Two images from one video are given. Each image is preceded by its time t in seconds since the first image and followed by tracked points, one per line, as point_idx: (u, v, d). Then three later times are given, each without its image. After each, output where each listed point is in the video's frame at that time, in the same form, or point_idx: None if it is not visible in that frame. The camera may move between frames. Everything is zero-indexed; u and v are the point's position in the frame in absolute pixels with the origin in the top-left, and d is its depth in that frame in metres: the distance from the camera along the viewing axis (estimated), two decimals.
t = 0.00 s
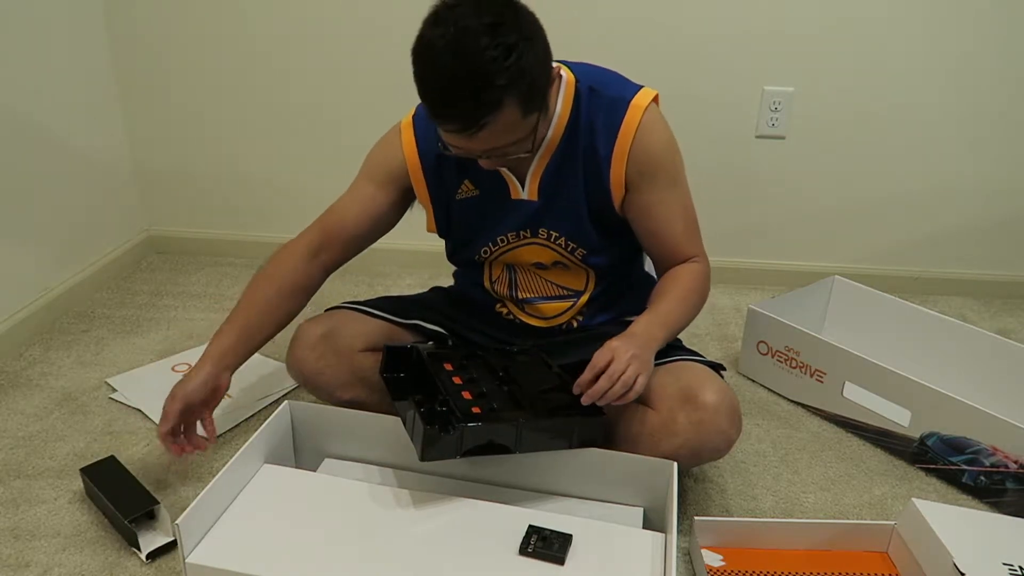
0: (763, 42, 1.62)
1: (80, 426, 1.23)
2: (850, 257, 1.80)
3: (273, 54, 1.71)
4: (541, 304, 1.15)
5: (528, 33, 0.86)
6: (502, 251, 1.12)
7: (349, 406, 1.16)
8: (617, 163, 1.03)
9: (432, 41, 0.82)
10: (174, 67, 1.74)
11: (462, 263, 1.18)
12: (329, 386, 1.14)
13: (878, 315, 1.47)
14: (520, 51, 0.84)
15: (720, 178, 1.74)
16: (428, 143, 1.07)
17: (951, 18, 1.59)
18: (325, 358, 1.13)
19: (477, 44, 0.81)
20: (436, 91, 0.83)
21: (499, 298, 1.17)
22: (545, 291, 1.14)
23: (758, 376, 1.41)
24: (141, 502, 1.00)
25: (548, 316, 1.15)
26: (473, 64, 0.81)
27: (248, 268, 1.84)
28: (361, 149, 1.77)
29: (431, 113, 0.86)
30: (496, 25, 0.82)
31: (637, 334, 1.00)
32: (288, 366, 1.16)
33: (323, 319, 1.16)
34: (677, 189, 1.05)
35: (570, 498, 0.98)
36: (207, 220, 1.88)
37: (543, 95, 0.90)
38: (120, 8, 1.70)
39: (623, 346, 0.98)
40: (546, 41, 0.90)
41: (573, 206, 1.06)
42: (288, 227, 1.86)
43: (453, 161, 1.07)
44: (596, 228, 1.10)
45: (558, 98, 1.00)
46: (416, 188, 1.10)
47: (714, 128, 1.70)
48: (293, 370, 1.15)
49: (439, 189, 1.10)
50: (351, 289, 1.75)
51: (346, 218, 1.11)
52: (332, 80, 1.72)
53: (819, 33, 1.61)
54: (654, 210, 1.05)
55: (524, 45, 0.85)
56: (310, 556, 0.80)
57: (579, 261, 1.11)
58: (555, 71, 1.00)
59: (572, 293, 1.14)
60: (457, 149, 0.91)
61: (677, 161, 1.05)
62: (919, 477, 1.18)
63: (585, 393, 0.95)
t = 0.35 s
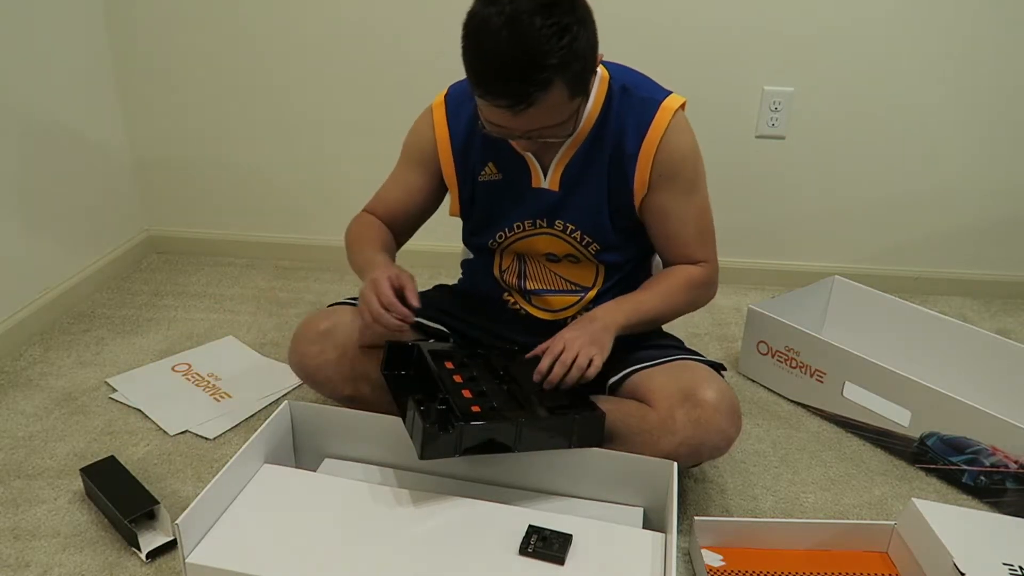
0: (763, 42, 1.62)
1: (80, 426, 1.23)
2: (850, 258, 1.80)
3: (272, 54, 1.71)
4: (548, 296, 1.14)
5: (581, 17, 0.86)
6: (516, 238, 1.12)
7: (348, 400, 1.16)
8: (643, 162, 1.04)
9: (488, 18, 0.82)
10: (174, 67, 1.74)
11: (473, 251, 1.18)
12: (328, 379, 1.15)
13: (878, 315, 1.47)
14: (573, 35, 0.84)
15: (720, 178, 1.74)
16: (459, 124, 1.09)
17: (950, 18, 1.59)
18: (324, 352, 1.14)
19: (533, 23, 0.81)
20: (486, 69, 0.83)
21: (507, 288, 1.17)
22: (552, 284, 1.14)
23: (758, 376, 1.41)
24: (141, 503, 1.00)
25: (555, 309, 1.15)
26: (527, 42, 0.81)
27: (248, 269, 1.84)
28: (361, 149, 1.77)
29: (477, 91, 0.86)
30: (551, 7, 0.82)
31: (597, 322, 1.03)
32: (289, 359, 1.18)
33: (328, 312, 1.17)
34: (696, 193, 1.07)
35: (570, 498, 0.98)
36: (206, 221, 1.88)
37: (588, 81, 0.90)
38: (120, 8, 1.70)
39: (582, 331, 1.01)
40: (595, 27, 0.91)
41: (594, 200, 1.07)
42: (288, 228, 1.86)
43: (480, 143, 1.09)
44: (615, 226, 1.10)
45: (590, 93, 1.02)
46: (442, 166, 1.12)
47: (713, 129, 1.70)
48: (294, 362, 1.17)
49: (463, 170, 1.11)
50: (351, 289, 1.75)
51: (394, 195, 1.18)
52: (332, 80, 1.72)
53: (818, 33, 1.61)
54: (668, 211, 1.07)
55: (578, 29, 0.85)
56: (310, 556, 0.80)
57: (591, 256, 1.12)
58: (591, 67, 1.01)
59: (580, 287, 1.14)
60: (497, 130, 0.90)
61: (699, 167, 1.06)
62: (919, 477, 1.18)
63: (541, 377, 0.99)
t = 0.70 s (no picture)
0: (763, 42, 1.62)
1: (80, 426, 1.23)
2: (850, 257, 1.80)
3: (272, 54, 1.71)
4: (552, 291, 1.15)
5: (618, 16, 0.85)
6: (523, 231, 1.12)
7: (349, 401, 1.16)
8: (653, 160, 1.05)
9: (527, 12, 0.81)
10: (174, 67, 1.74)
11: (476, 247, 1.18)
12: (330, 380, 1.14)
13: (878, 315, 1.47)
14: (609, 34, 0.84)
15: (719, 178, 1.74)
16: (475, 114, 1.08)
17: (951, 17, 1.59)
18: (325, 352, 1.13)
19: (571, 22, 0.80)
20: (521, 63, 0.82)
21: (510, 281, 1.17)
22: (556, 279, 1.14)
23: (758, 376, 1.41)
24: (141, 503, 1.00)
25: (558, 304, 1.15)
26: (564, 41, 0.80)
27: (248, 269, 1.84)
28: (362, 149, 1.77)
29: (508, 84, 0.85)
30: (590, 5, 0.81)
31: (592, 320, 1.04)
32: (289, 358, 1.17)
33: (331, 313, 1.16)
34: (695, 202, 1.08)
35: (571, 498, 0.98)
36: (206, 221, 1.88)
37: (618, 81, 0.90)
38: (120, 8, 1.70)
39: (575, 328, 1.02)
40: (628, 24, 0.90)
41: (605, 197, 1.07)
42: (288, 228, 1.86)
43: (495, 135, 1.08)
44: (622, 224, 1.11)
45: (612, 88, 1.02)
46: (458, 156, 1.11)
47: (713, 129, 1.70)
48: (296, 362, 1.16)
49: (476, 162, 1.10)
50: (351, 289, 1.75)
51: (424, 205, 1.16)
52: (332, 80, 1.72)
53: (819, 33, 1.61)
54: (665, 213, 1.08)
55: (614, 27, 0.84)
56: (310, 557, 0.80)
57: (597, 253, 1.12)
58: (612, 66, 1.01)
59: (584, 284, 1.14)
60: (525, 123, 0.90)
61: (704, 175, 1.07)
62: (918, 477, 1.18)
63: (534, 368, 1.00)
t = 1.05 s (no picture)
0: (763, 42, 1.62)
1: (80, 426, 1.23)
2: (850, 257, 1.80)
3: (273, 54, 1.71)
4: (553, 291, 1.15)
5: (623, 23, 0.85)
6: (525, 232, 1.12)
7: (349, 400, 1.17)
8: (658, 161, 1.05)
9: (533, 23, 0.81)
10: (174, 68, 1.74)
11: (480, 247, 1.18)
12: (330, 380, 1.14)
13: (879, 315, 1.47)
14: (615, 42, 0.83)
15: (719, 178, 1.74)
16: (478, 113, 1.09)
17: (951, 18, 1.59)
18: (326, 353, 1.13)
19: (576, 31, 0.80)
20: (528, 75, 0.82)
21: (511, 282, 1.17)
22: (557, 279, 1.14)
23: (758, 376, 1.41)
24: (141, 503, 1.00)
25: (559, 305, 1.15)
26: (570, 50, 0.80)
27: (248, 269, 1.84)
28: (362, 149, 1.77)
29: (515, 94, 0.85)
30: (595, 14, 0.81)
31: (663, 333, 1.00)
32: (289, 358, 1.17)
33: (331, 313, 1.16)
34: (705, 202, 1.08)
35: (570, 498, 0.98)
36: (207, 221, 1.88)
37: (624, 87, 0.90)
38: (120, 8, 1.70)
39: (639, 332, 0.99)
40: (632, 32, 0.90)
41: (608, 199, 1.07)
42: (288, 228, 1.86)
43: (498, 135, 1.08)
44: (625, 226, 1.11)
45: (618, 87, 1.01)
46: (460, 155, 1.11)
47: (713, 128, 1.70)
48: (295, 361, 1.16)
49: (479, 161, 1.10)
50: (351, 289, 1.75)
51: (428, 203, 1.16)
52: (332, 80, 1.72)
53: (819, 33, 1.61)
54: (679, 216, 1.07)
55: (620, 35, 0.84)
56: (311, 557, 0.80)
57: (598, 253, 1.12)
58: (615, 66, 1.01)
59: (584, 284, 1.14)
60: (532, 132, 0.90)
61: (710, 174, 1.07)
62: (919, 477, 1.18)
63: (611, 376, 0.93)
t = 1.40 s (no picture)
0: (763, 42, 1.62)
1: (80, 426, 1.23)
2: (850, 257, 1.80)
3: (273, 54, 1.71)
4: (554, 295, 1.15)
5: (637, 25, 0.85)
6: (527, 235, 1.12)
7: (348, 400, 1.17)
8: (665, 167, 1.04)
9: (549, 26, 0.80)
10: (174, 68, 1.74)
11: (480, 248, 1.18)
12: (330, 381, 1.15)
13: (879, 315, 1.47)
14: (631, 45, 0.83)
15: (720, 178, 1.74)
16: (481, 117, 1.08)
17: (951, 18, 1.59)
18: (325, 354, 1.13)
19: (593, 34, 0.80)
20: (543, 79, 0.82)
21: (511, 285, 1.17)
22: (558, 282, 1.14)
23: (758, 376, 1.41)
24: (141, 503, 1.00)
25: (560, 308, 1.15)
26: (587, 53, 0.80)
27: (248, 269, 1.84)
28: (362, 149, 1.77)
29: (529, 99, 0.85)
30: (610, 17, 0.81)
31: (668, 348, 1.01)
32: (290, 358, 1.17)
33: (330, 314, 1.16)
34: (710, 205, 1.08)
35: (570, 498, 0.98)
36: (207, 221, 1.88)
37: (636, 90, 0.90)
38: (120, 8, 1.70)
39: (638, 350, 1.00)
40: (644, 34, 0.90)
41: (612, 204, 1.07)
42: (288, 227, 1.86)
43: (501, 138, 1.08)
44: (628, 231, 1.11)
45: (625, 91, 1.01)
46: (461, 158, 1.11)
47: (713, 128, 1.70)
48: (295, 361, 1.16)
49: (481, 164, 1.10)
50: (352, 289, 1.75)
51: (428, 203, 1.17)
52: (332, 80, 1.72)
53: (819, 33, 1.61)
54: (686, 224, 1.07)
55: (635, 38, 0.84)
56: (311, 557, 0.80)
57: (600, 257, 1.11)
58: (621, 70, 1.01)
59: (586, 288, 1.14)
60: (544, 136, 0.90)
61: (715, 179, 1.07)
62: (919, 477, 1.18)
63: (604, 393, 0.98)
